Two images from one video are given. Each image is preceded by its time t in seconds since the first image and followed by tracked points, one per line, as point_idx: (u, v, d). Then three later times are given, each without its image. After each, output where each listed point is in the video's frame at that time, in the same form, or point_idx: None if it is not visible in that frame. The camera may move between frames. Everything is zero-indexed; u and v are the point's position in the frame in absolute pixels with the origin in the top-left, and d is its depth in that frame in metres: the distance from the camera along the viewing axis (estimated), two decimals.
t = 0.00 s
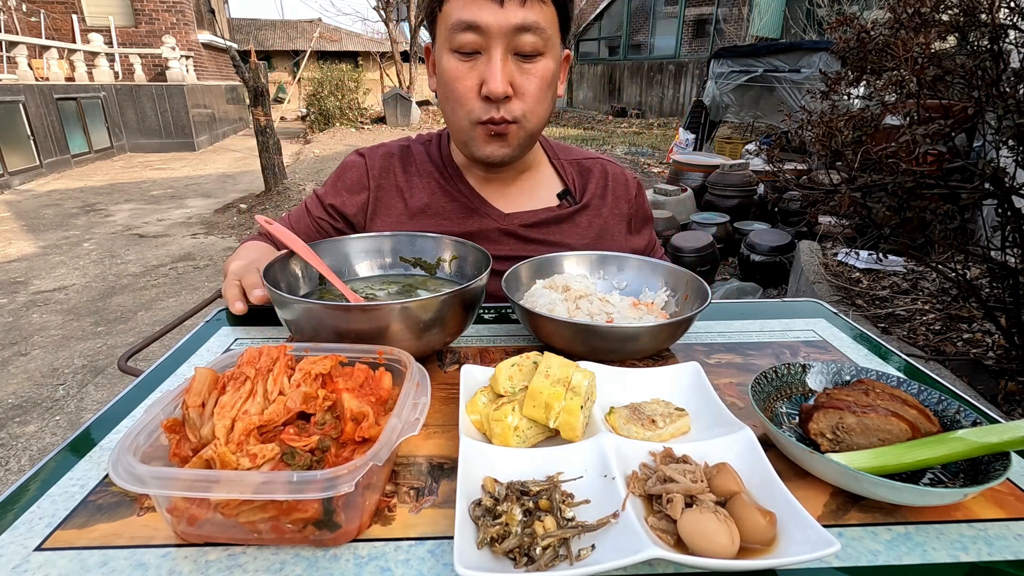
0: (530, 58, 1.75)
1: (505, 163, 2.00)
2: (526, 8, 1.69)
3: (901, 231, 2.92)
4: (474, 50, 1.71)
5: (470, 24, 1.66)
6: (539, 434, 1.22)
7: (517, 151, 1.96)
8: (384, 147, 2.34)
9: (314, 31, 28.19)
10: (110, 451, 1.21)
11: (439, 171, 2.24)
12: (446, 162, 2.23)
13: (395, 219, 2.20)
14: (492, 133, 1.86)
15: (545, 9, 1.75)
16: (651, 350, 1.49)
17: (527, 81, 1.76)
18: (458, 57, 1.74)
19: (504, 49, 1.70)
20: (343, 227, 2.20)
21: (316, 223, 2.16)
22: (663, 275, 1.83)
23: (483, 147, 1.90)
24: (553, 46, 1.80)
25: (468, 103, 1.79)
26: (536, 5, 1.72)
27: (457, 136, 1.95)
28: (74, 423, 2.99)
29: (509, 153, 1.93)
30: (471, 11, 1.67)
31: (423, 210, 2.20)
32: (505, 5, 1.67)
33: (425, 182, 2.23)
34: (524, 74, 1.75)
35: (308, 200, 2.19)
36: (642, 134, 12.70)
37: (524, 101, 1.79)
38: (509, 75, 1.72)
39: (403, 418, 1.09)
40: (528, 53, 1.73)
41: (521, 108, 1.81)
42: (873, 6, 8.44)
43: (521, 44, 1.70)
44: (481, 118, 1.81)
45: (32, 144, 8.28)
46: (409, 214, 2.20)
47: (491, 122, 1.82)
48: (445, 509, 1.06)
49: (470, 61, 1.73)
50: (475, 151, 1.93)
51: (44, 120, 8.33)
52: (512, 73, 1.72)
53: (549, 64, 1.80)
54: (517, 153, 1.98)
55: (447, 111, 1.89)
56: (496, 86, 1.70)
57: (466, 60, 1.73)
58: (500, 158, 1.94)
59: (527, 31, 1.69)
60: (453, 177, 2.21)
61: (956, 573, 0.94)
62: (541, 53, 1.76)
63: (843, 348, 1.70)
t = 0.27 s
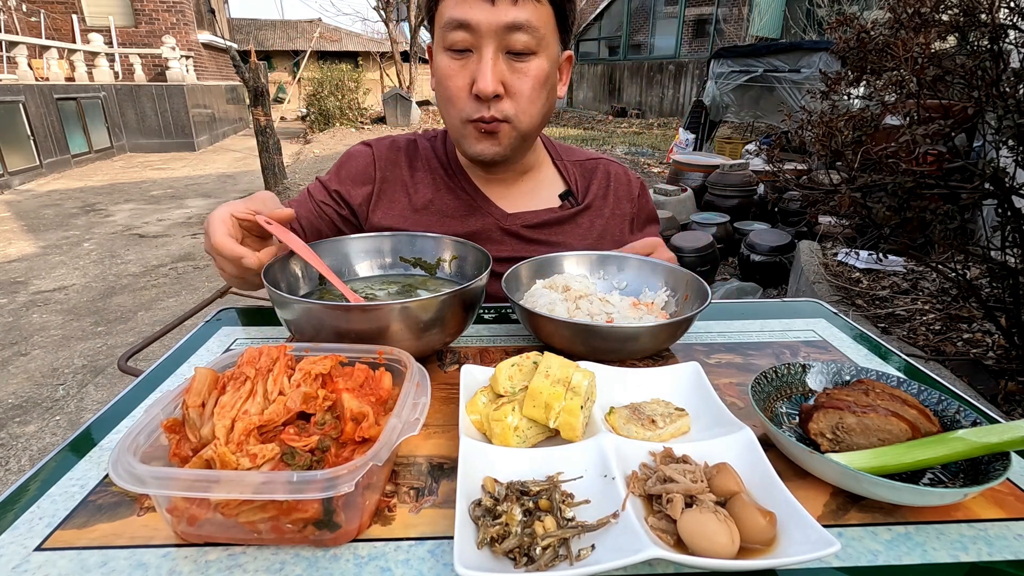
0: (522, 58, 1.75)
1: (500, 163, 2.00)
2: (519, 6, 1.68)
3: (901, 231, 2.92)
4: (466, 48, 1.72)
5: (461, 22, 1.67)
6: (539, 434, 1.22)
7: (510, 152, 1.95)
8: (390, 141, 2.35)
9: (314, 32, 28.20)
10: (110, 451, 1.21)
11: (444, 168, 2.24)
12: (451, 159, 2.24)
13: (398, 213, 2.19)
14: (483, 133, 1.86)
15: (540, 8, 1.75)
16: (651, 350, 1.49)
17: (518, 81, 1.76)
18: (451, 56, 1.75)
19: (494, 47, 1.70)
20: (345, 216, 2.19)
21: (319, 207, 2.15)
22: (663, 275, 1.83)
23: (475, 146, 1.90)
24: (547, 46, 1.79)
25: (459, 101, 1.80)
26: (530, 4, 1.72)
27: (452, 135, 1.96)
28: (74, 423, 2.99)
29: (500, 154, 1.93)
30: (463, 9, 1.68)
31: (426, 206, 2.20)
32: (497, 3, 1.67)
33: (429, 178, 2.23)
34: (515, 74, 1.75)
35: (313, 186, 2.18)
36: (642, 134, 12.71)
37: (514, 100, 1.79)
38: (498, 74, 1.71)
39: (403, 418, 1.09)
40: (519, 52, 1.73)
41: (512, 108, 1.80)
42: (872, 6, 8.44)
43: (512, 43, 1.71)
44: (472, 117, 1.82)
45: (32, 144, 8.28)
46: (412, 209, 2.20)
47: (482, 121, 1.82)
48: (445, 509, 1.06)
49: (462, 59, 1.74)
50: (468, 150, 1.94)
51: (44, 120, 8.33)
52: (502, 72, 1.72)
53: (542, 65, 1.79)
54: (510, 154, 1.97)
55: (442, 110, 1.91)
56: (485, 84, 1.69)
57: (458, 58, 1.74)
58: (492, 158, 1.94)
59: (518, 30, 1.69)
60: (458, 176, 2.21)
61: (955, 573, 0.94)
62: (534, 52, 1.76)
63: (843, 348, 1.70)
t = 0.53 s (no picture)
0: (540, 57, 1.75)
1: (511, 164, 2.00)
2: (539, 6, 1.69)
3: (901, 231, 2.92)
4: (484, 45, 1.72)
5: (482, 19, 1.68)
6: (539, 434, 1.22)
7: (523, 152, 1.94)
8: (403, 134, 2.36)
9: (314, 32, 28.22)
10: (110, 451, 1.21)
11: (453, 166, 2.24)
12: (459, 157, 2.24)
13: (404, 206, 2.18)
14: (498, 132, 1.85)
15: (559, 10, 1.76)
16: (651, 350, 1.49)
17: (536, 81, 1.76)
18: (469, 53, 1.75)
19: (513, 46, 1.70)
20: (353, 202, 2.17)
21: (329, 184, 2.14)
22: (663, 275, 1.83)
23: (487, 145, 1.89)
24: (565, 47, 1.80)
25: (476, 100, 1.79)
26: (550, 5, 1.72)
27: (463, 134, 1.95)
28: (75, 423, 2.99)
29: (513, 154, 1.92)
30: (483, 7, 1.68)
31: (433, 201, 2.20)
32: (518, 2, 1.67)
33: (438, 174, 2.24)
34: (533, 74, 1.75)
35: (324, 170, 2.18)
36: (642, 134, 12.71)
37: (531, 101, 1.78)
38: (517, 74, 1.71)
39: (403, 418, 1.09)
40: (538, 52, 1.73)
41: (530, 108, 1.80)
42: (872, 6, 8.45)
43: (532, 43, 1.71)
44: (488, 115, 1.81)
45: (32, 144, 8.28)
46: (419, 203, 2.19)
47: (498, 120, 1.81)
48: (445, 509, 1.06)
49: (481, 58, 1.74)
50: (481, 149, 1.92)
51: (44, 120, 8.33)
52: (521, 72, 1.72)
53: (559, 66, 1.79)
54: (524, 154, 1.96)
55: (455, 108, 1.90)
56: (505, 83, 1.69)
57: (476, 56, 1.74)
58: (503, 158, 1.93)
59: (538, 30, 1.69)
60: (466, 174, 2.21)
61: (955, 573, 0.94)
62: (552, 53, 1.76)
63: (843, 348, 1.70)
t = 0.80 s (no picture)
0: (590, 71, 1.76)
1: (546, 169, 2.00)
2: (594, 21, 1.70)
3: (902, 231, 2.92)
4: (539, 56, 1.70)
5: (540, 30, 1.66)
6: (539, 434, 1.22)
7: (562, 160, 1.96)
8: (423, 129, 2.37)
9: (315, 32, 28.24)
10: (110, 451, 1.21)
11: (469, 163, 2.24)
12: (476, 153, 2.24)
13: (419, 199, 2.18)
14: (544, 141, 1.85)
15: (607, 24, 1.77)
16: (651, 350, 1.49)
17: (585, 94, 1.77)
18: (521, 63, 1.73)
19: (568, 59, 1.70)
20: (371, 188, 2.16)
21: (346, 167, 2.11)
22: (664, 275, 1.83)
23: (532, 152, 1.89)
24: (610, 60, 1.82)
25: (524, 109, 1.78)
26: (601, 19, 1.73)
27: (502, 138, 1.92)
28: (75, 423, 2.99)
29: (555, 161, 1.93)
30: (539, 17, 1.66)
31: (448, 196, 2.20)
32: (577, 17, 1.68)
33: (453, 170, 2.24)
34: (584, 86, 1.76)
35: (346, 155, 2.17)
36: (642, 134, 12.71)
37: (577, 112, 1.80)
38: (570, 86, 1.71)
39: (403, 418, 1.09)
40: (589, 66, 1.74)
41: (576, 119, 1.81)
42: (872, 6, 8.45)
43: (585, 57, 1.72)
44: (535, 124, 1.81)
45: (33, 144, 8.28)
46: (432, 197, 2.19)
47: (544, 129, 1.82)
48: (445, 509, 1.06)
49: (533, 67, 1.73)
50: (521, 154, 1.92)
51: (45, 120, 8.34)
52: (573, 84, 1.73)
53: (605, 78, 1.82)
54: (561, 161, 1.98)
55: (496, 113, 1.88)
56: (560, 96, 1.69)
57: (529, 66, 1.73)
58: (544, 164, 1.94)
59: (592, 45, 1.70)
60: (481, 172, 2.20)
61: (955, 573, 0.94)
62: (599, 67, 1.78)
63: (843, 348, 1.70)
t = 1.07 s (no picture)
0: (616, 76, 1.77)
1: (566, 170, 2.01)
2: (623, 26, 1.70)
3: (903, 232, 2.92)
4: (567, 59, 1.70)
5: (570, 34, 1.65)
6: (540, 434, 1.22)
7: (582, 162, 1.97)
8: (444, 124, 2.39)
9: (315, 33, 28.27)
10: (111, 451, 1.21)
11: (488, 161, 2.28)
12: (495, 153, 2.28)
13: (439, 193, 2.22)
14: (567, 143, 1.85)
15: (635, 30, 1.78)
16: (651, 350, 1.48)
17: (610, 98, 1.77)
18: (549, 65, 1.72)
19: (596, 63, 1.70)
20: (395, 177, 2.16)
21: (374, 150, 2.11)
22: (664, 275, 1.83)
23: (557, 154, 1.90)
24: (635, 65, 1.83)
25: (551, 112, 1.78)
26: (628, 24, 1.73)
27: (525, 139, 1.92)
28: (76, 423, 2.99)
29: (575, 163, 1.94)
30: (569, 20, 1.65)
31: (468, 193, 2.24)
32: (607, 22, 1.68)
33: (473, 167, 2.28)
34: (609, 91, 1.76)
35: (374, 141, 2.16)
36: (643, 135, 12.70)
37: (601, 116, 1.80)
38: (597, 91, 1.72)
39: (404, 418, 1.09)
40: (616, 71, 1.75)
41: (600, 123, 1.82)
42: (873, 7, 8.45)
43: (612, 62, 1.72)
44: (559, 127, 1.81)
45: (34, 144, 8.29)
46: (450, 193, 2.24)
47: (569, 133, 1.82)
48: (445, 509, 1.06)
49: (561, 70, 1.73)
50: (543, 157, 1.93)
51: (46, 120, 8.35)
52: (599, 89, 1.73)
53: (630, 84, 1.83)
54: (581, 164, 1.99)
55: (520, 113, 1.88)
56: (587, 100, 1.69)
57: (557, 69, 1.72)
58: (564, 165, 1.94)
59: (620, 51, 1.70)
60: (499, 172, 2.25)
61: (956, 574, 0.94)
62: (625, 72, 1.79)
63: (844, 349, 1.70)
